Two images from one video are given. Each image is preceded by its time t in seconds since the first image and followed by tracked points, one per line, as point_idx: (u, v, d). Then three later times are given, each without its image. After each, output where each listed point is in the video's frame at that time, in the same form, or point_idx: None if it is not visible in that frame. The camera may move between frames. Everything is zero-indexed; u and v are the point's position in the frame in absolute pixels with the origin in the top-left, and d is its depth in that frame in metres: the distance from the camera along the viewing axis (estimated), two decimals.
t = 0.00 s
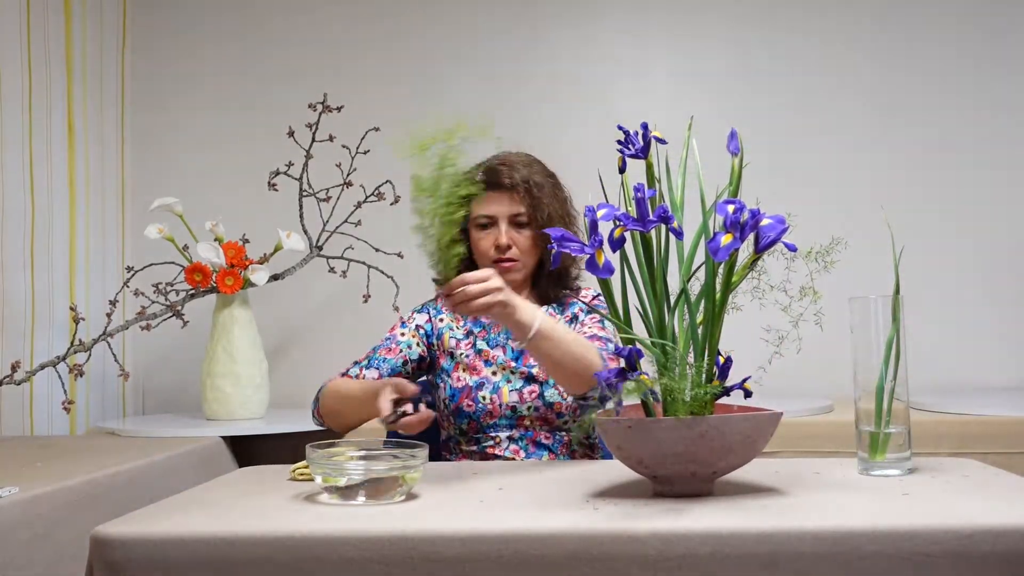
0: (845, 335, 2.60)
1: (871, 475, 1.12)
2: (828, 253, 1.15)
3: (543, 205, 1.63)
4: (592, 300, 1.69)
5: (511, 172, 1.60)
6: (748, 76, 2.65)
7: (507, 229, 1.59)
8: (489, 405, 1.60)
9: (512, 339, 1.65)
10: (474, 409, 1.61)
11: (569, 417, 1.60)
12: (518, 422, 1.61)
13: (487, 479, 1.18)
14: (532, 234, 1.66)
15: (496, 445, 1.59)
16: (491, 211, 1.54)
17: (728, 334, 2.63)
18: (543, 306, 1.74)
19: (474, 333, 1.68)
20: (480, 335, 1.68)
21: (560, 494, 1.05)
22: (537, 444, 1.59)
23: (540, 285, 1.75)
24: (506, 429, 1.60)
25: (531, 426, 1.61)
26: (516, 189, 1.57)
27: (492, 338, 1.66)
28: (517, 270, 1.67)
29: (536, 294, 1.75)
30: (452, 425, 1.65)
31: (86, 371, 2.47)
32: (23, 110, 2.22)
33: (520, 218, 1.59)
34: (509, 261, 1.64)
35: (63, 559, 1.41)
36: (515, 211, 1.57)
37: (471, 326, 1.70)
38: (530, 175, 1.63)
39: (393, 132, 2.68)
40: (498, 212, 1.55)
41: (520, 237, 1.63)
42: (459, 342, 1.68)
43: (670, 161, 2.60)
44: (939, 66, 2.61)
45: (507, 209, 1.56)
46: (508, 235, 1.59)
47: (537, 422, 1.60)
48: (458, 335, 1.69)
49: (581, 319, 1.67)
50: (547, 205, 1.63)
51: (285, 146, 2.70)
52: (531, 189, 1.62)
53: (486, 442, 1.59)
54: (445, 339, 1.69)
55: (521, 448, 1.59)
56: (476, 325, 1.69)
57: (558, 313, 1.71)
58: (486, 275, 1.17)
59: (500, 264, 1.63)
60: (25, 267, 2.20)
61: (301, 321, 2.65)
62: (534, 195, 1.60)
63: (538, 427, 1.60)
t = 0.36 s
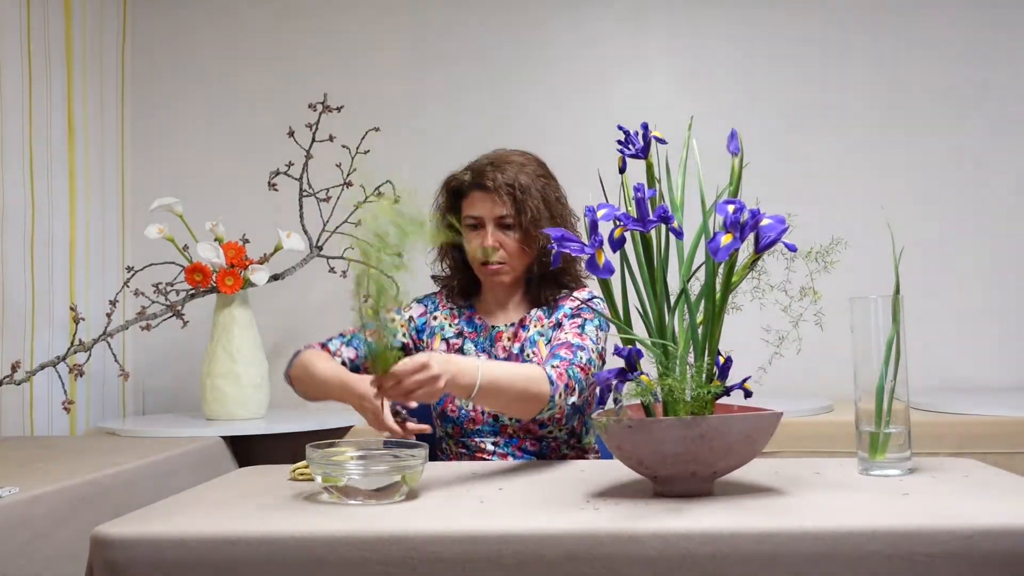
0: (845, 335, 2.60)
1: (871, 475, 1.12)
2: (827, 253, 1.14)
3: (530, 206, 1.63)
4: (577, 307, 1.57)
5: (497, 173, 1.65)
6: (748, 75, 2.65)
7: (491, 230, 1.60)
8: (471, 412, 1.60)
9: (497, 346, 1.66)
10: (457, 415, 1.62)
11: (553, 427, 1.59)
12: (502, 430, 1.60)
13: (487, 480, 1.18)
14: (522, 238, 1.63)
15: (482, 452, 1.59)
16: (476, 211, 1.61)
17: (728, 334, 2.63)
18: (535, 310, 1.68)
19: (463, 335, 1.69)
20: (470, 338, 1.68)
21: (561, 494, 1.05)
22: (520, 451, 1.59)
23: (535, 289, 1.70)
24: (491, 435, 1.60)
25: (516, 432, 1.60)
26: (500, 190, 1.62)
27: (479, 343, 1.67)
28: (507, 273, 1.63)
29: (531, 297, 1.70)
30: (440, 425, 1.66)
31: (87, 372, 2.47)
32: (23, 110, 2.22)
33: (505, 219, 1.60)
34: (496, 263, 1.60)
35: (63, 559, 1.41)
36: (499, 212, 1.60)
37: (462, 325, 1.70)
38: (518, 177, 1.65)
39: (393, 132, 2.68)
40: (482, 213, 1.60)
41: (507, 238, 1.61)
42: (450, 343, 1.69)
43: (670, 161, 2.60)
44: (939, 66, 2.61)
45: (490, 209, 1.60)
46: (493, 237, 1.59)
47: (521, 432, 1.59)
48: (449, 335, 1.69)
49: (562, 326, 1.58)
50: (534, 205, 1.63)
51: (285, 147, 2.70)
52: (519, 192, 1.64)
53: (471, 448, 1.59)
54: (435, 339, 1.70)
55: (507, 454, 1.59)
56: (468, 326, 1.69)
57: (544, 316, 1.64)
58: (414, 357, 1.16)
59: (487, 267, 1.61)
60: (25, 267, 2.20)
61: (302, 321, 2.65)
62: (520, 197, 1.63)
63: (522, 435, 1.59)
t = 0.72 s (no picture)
0: (845, 335, 2.60)
1: (871, 475, 1.12)
2: (827, 253, 1.14)
3: (519, 210, 1.63)
4: (570, 310, 1.57)
5: (487, 177, 1.65)
6: (748, 75, 2.65)
7: (480, 234, 1.61)
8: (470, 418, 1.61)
9: (493, 353, 1.66)
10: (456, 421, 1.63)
11: (551, 433, 1.59)
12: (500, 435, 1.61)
13: (487, 481, 1.18)
14: (512, 241, 1.64)
15: (480, 456, 1.59)
16: (465, 215, 1.63)
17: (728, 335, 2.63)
18: (528, 313, 1.67)
19: (462, 339, 1.68)
20: (467, 341, 1.68)
21: (561, 495, 1.05)
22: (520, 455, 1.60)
23: (527, 292, 1.70)
24: (489, 441, 1.60)
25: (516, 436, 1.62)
26: (488, 194, 1.63)
27: (477, 348, 1.67)
28: (497, 278, 1.63)
29: (524, 300, 1.70)
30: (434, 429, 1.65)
31: (87, 372, 2.47)
32: (23, 109, 2.22)
33: (494, 223, 1.62)
34: (486, 267, 1.61)
35: (64, 559, 1.41)
36: (487, 216, 1.62)
37: (461, 328, 1.69)
38: (507, 180, 1.65)
39: (393, 132, 2.68)
40: (470, 216, 1.62)
41: (496, 242, 1.61)
42: (449, 346, 1.68)
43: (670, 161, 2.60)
44: (939, 67, 2.61)
45: (478, 213, 1.62)
46: (481, 241, 1.61)
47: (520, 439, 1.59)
48: (449, 338, 1.68)
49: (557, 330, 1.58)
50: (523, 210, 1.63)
51: (285, 147, 2.70)
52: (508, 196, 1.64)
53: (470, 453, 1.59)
54: (434, 340, 1.69)
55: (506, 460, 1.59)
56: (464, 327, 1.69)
57: (539, 319, 1.65)
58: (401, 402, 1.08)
59: (476, 271, 1.61)
60: (25, 268, 2.20)
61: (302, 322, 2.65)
62: (508, 201, 1.63)
63: (523, 440, 1.60)
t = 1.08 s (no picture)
0: (845, 335, 2.60)
1: (871, 475, 1.12)
2: (827, 252, 1.14)
3: (518, 212, 1.63)
4: (568, 310, 1.58)
5: (486, 178, 1.65)
6: (748, 75, 2.65)
7: (478, 236, 1.61)
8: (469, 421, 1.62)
9: (492, 355, 1.66)
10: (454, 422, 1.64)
11: (550, 436, 1.59)
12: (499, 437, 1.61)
13: (487, 480, 1.18)
14: (510, 243, 1.64)
15: (479, 458, 1.59)
16: (464, 215, 1.64)
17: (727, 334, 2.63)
18: (525, 314, 1.68)
19: (462, 340, 1.68)
20: (467, 342, 1.68)
21: (561, 494, 1.05)
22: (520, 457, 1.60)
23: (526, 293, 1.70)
24: (489, 443, 1.60)
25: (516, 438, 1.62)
26: (486, 196, 1.63)
27: (476, 349, 1.67)
28: (495, 280, 1.63)
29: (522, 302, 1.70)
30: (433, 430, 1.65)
31: (87, 372, 2.47)
32: (23, 109, 2.22)
33: (493, 224, 1.62)
34: (484, 267, 1.61)
35: (64, 559, 1.41)
36: (485, 218, 1.62)
37: (461, 327, 1.69)
38: (506, 181, 1.65)
39: (393, 132, 2.68)
40: (469, 217, 1.63)
41: (494, 244, 1.62)
42: (449, 348, 1.68)
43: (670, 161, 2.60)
44: (939, 67, 2.61)
45: (477, 214, 1.62)
46: (480, 242, 1.61)
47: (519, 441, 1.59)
48: (450, 338, 1.69)
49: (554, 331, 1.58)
50: (522, 211, 1.63)
51: (285, 146, 2.70)
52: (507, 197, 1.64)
53: (468, 455, 1.60)
54: (436, 340, 1.69)
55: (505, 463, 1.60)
56: (464, 326, 1.69)
57: (536, 321, 1.65)
58: (382, 406, 1.10)
59: (474, 272, 1.61)
60: (25, 268, 2.20)
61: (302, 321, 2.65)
62: (507, 203, 1.63)
63: (523, 442, 1.61)
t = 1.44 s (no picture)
0: (845, 335, 2.60)
1: (871, 474, 1.12)
2: (828, 252, 1.14)
3: (520, 211, 1.63)
4: (568, 310, 1.57)
5: (488, 177, 1.65)
6: (748, 74, 2.65)
7: (480, 235, 1.62)
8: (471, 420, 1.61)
9: (494, 355, 1.66)
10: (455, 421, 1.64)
11: (551, 435, 1.60)
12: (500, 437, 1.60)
13: (487, 480, 1.18)
14: (512, 242, 1.64)
15: (479, 457, 1.59)
16: (465, 215, 1.64)
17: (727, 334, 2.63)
18: (526, 314, 1.67)
19: (465, 339, 1.68)
20: (469, 341, 1.68)
21: (561, 494, 1.05)
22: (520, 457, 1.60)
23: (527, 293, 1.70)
24: (489, 442, 1.60)
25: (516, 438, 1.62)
26: (488, 195, 1.63)
27: (477, 348, 1.67)
28: (497, 279, 1.63)
29: (523, 302, 1.70)
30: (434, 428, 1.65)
31: (87, 371, 2.47)
32: (23, 108, 2.22)
33: (494, 223, 1.62)
34: (485, 267, 1.61)
35: (63, 559, 1.41)
36: (487, 217, 1.62)
37: (464, 326, 1.69)
38: (508, 181, 1.65)
39: (393, 131, 2.68)
40: (470, 217, 1.63)
41: (496, 243, 1.62)
42: (451, 346, 1.68)
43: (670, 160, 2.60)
44: (939, 67, 2.61)
45: (478, 214, 1.63)
46: (482, 241, 1.61)
47: (519, 441, 1.59)
48: (452, 337, 1.69)
49: (554, 331, 1.57)
50: (525, 211, 1.63)
51: (285, 146, 2.69)
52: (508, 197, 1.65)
53: (469, 455, 1.60)
54: (439, 338, 1.69)
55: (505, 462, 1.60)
56: (466, 325, 1.69)
57: (537, 321, 1.65)
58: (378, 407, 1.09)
59: (475, 271, 1.62)
60: (25, 267, 2.20)
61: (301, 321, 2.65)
62: (509, 202, 1.63)
63: (524, 441, 1.60)
